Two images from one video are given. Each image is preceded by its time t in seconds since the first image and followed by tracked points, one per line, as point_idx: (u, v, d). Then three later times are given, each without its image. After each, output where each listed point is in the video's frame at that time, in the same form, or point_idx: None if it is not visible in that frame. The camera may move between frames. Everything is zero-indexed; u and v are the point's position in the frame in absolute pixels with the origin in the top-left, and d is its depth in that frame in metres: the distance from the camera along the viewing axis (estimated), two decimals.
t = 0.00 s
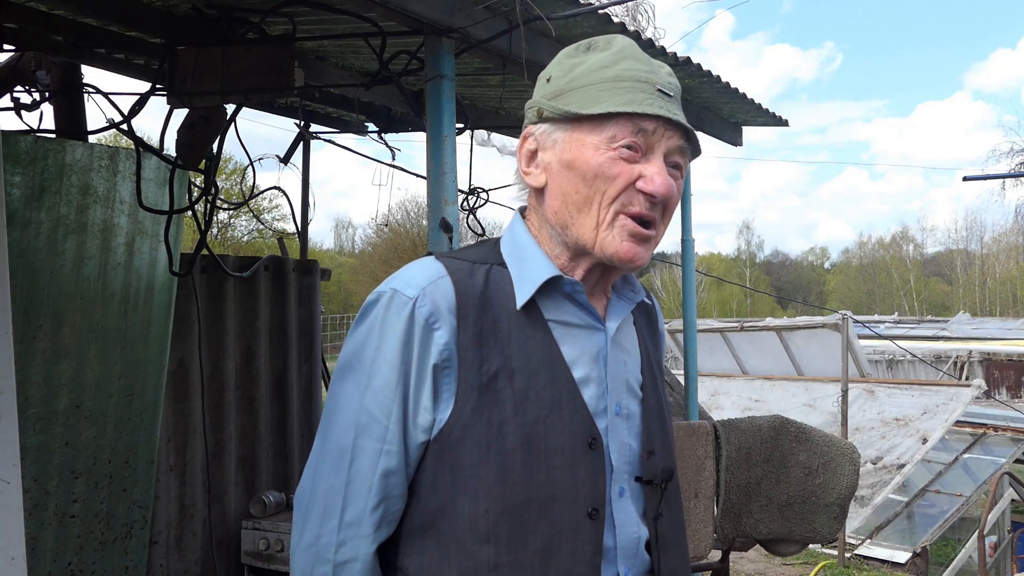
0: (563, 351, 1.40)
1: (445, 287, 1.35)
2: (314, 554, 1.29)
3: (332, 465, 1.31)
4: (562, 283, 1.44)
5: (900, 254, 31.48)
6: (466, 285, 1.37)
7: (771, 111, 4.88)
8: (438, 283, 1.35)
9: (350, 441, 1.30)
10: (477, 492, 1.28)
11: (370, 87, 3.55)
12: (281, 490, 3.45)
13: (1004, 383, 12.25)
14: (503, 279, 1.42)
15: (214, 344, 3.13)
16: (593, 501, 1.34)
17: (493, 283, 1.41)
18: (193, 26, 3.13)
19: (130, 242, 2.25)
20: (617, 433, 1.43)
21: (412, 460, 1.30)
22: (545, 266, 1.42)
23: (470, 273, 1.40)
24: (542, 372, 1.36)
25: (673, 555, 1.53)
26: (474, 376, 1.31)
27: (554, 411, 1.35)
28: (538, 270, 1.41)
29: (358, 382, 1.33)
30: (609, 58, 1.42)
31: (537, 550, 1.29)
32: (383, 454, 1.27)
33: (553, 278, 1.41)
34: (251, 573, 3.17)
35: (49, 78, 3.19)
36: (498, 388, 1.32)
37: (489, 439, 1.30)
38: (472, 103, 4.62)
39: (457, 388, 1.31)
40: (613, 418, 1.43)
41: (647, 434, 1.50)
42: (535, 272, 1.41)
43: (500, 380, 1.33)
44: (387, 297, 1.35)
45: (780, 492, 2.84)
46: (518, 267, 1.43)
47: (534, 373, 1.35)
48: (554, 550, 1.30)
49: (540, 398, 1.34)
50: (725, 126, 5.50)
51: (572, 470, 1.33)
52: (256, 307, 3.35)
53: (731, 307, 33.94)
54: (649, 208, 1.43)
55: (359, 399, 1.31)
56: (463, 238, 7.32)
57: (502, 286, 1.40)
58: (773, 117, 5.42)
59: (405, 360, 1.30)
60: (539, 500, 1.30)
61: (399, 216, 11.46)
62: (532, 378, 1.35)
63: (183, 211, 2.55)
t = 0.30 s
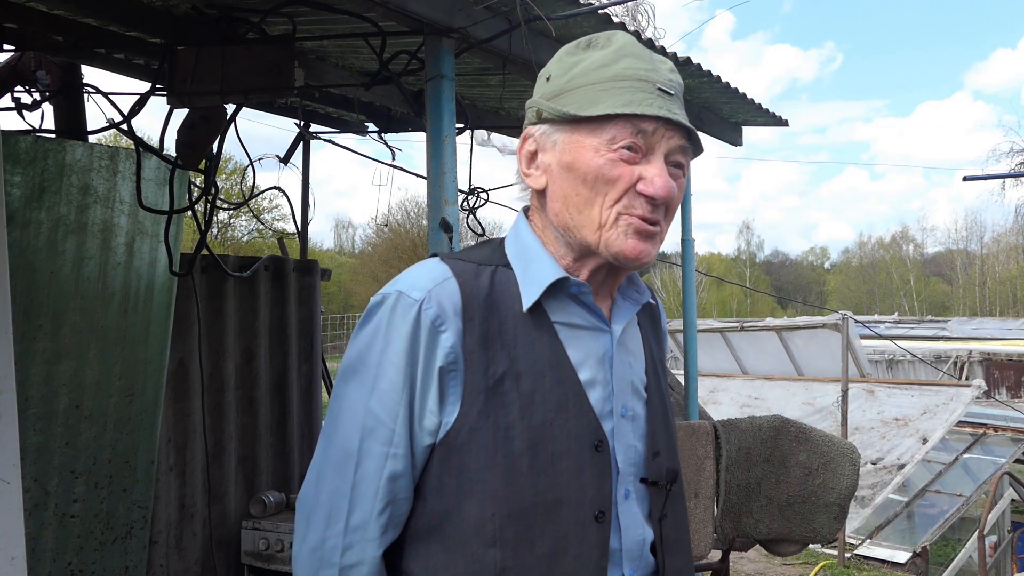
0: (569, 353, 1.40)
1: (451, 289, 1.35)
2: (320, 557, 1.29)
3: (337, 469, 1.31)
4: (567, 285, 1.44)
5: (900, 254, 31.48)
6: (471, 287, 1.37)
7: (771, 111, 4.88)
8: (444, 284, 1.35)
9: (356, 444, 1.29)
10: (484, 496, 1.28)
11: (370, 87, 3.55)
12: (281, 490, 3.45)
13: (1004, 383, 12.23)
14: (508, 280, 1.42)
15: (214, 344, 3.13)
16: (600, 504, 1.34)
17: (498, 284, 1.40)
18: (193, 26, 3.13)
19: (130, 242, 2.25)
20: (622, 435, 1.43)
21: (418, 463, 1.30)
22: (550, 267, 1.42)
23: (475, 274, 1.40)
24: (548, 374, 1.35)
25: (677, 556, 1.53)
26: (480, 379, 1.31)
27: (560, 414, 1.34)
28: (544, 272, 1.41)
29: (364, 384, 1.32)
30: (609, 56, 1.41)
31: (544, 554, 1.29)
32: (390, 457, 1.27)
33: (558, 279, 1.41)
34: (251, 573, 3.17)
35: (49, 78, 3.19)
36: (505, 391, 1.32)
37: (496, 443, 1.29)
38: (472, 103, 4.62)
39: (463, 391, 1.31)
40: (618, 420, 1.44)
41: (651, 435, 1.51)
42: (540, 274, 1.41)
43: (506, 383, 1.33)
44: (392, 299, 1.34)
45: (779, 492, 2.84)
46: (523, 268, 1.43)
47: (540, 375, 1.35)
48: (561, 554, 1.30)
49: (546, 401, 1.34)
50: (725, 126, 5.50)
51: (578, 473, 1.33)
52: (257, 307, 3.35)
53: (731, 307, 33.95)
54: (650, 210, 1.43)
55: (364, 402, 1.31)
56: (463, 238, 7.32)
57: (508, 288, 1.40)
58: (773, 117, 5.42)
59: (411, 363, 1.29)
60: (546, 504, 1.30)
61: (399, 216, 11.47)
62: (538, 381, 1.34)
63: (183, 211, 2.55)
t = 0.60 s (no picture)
0: (569, 351, 1.41)
1: (454, 286, 1.35)
2: (321, 567, 1.27)
3: (337, 474, 1.28)
4: (567, 284, 1.44)
5: (900, 254, 31.47)
6: (474, 285, 1.37)
7: (771, 111, 4.88)
8: (447, 282, 1.35)
9: (358, 448, 1.27)
10: (490, 495, 1.27)
11: (370, 87, 3.55)
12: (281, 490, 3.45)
13: (1004, 383, 12.22)
14: (508, 279, 1.42)
15: (214, 344, 3.13)
16: (603, 501, 1.35)
17: (498, 283, 1.40)
18: (193, 26, 3.13)
19: (130, 242, 2.25)
20: (621, 433, 1.44)
21: (422, 463, 1.30)
22: (552, 267, 1.41)
23: (476, 273, 1.40)
24: (550, 372, 1.36)
25: (677, 554, 1.53)
26: (485, 377, 1.31)
27: (564, 411, 1.35)
28: (544, 272, 1.41)
29: (365, 386, 1.30)
30: (624, 67, 1.41)
31: (550, 552, 1.29)
32: (396, 458, 1.26)
33: (559, 279, 1.42)
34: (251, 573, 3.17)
35: (49, 79, 3.19)
36: (509, 389, 1.32)
37: (502, 441, 1.29)
38: (472, 103, 4.62)
39: (466, 388, 1.31)
40: (617, 419, 1.44)
41: (647, 433, 1.51)
42: (540, 274, 1.41)
43: (510, 381, 1.33)
44: (394, 297, 1.33)
45: (779, 492, 2.85)
46: (522, 268, 1.43)
47: (543, 374, 1.35)
48: (567, 552, 1.30)
49: (549, 399, 1.35)
50: (725, 126, 5.50)
51: (583, 471, 1.34)
52: (256, 307, 3.35)
53: (732, 307, 33.95)
54: (638, 234, 1.43)
55: (366, 404, 1.28)
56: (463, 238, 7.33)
57: (508, 287, 1.40)
58: (773, 117, 5.42)
59: (416, 362, 1.29)
60: (552, 502, 1.31)
61: (400, 216, 11.47)
62: (541, 379, 1.35)
63: (183, 211, 2.55)
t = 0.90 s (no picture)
0: (569, 349, 1.42)
1: (456, 287, 1.35)
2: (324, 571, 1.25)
3: (339, 478, 1.26)
4: (567, 282, 1.45)
5: (900, 254, 31.47)
6: (475, 284, 1.37)
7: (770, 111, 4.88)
8: (449, 282, 1.35)
9: (362, 450, 1.25)
10: (495, 494, 1.27)
11: (370, 87, 3.55)
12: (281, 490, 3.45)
13: (1004, 383, 12.18)
14: (507, 279, 1.42)
15: (214, 344, 3.13)
16: (606, 498, 1.37)
17: (498, 283, 1.40)
18: (193, 26, 3.13)
19: (130, 242, 2.25)
20: (620, 428, 1.45)
21: (425, 465, 1.29)
22: (553, 265, 1.42)
23: (476, 273, 1.40)
24: (553, 371, 1.36)
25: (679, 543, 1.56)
26: (488, 376, 1.31)
27: (567, 410, 1.35)
28: (546, 271, 1.41)
29: (367, 388, 1.29)
30: (624, 68, 1.40)
31: (556, 549, 1.29)
32: (401, 460, 1.25)
33: (560, 278, 1.42)
34: (251, 573, 3.17)
35: (49, 79, 3.19)
36: (513, 389, 1.32)
37: (507, 440, 1.29)
38: (472, 103, 4.62)
39: (470, 389, 1.31)
40: (616, 414, 1.45)
41: (646, 426, 1.52)
42: (541, 274, 1.41)
43: (514, 381, 1.32)
44: (397, 298, 1.32)
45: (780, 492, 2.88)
46: (521, 267, 1.43)
47: (545, 372, 1.35)
48: (572, 549, 1.31)
49: (553, 397, 1.35)
50: (725, 126, 5.50)
51: (587, 469, 1.35)
52: (256, 307, 3.35)
53: (731, 307, 33.95)
54: (642, 234, 1.43)
55: (369, 406, 1.27)
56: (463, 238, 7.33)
57: (508, 286, 1.40)
58: (773, 117, 5.42)
59: (419, 363, 1.28)
60: (558, 499, 1.31)
61: (399, 216, 11.49)
62: (544, 378, 1.35)
63: (183, 211, 2.55)
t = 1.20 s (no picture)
0: (555, 348, 1.40)
1: (436, 286, 1.36)
2: (304, 558, 1.29)
3: (320, 470, 1.30)
4: (553, 281, 1.44)
5: (900, 254, 31.48)
6: (457, 284, 1.37)
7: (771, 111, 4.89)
8: (429, 281, 1.36)
9: (339, 443, 1.29)
10: (470, 490, 1.28)
11: (369, 87, 3.55)
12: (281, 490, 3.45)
13: (1004, 383, 12.19)
14: (495, 278, 1.42)
15: (215, 344, 3.13)
16: (589, 500, 1.32)
17: (484, 282, 1.41)
18: (193, 26, 3.13)
19: (130, 242, 2.25)
20: (613, 431, 1.41)
21: (403, 460, 1.31)
22: (537, 264, 1.41)
23: (461, 271, 1.40)
24: (534, 370, 1.35)
25: (686, 554, 1.52)
26: (464, 375, 1.31)
27: (548, 410, 1.34)
28: (530, 270, 1.41)
29: (348, 383, 1.32)
30: (569, 49, 1.40)
31: (530, 550, 1.28)
32: (374, 454, 1.27)
33: (543, 275, 1.41)
34: (251, 573, 3.17)
35: (49, 79, 3.19)
36: (489, 387, 1.32)
37: (481, 438, 1.30)
38: (472, 103, 4.62)
39: (448, 387, 1.32)
40: (609, 417, 1.42)
41: (649, 433, 1.50)
42: (526, 272, 1.41)
43: (491, 379, 1.33)
44: (377, 297, 1.35)
45: (779, 492, 2.85)
46: (509, 266, 1.43)
47: (526, 372, 1.35)
48: (548, 550, 1.28)
49: (533, 397, 1.33)
50: (726, 126, 5.50)
51: (567, 469, 1.32)
52: (256, 307, 3.35)
53: (731, 307, 33.96)
54: (633, 202, 1.43)
55: (348, 401, 1.30)
56: (464, 238, 7.34)
57: (495, 286, 1.40)
58: (773, 117, 5.43)
59: (396, 360, 1.30)
60: (533, 500, 1.29)
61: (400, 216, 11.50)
62: (524, 377, 1.34)
63: (183, 211, 2.56)
